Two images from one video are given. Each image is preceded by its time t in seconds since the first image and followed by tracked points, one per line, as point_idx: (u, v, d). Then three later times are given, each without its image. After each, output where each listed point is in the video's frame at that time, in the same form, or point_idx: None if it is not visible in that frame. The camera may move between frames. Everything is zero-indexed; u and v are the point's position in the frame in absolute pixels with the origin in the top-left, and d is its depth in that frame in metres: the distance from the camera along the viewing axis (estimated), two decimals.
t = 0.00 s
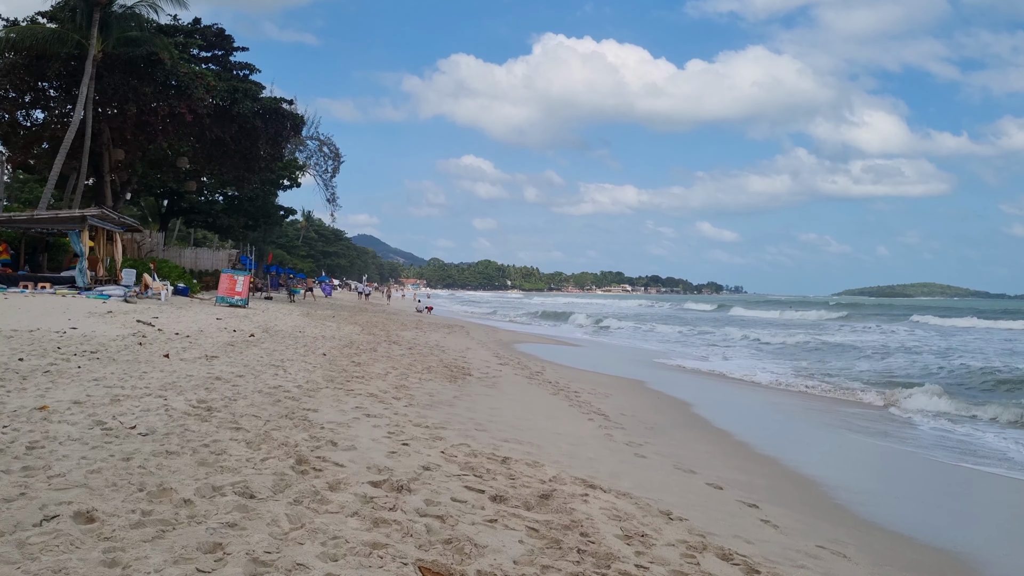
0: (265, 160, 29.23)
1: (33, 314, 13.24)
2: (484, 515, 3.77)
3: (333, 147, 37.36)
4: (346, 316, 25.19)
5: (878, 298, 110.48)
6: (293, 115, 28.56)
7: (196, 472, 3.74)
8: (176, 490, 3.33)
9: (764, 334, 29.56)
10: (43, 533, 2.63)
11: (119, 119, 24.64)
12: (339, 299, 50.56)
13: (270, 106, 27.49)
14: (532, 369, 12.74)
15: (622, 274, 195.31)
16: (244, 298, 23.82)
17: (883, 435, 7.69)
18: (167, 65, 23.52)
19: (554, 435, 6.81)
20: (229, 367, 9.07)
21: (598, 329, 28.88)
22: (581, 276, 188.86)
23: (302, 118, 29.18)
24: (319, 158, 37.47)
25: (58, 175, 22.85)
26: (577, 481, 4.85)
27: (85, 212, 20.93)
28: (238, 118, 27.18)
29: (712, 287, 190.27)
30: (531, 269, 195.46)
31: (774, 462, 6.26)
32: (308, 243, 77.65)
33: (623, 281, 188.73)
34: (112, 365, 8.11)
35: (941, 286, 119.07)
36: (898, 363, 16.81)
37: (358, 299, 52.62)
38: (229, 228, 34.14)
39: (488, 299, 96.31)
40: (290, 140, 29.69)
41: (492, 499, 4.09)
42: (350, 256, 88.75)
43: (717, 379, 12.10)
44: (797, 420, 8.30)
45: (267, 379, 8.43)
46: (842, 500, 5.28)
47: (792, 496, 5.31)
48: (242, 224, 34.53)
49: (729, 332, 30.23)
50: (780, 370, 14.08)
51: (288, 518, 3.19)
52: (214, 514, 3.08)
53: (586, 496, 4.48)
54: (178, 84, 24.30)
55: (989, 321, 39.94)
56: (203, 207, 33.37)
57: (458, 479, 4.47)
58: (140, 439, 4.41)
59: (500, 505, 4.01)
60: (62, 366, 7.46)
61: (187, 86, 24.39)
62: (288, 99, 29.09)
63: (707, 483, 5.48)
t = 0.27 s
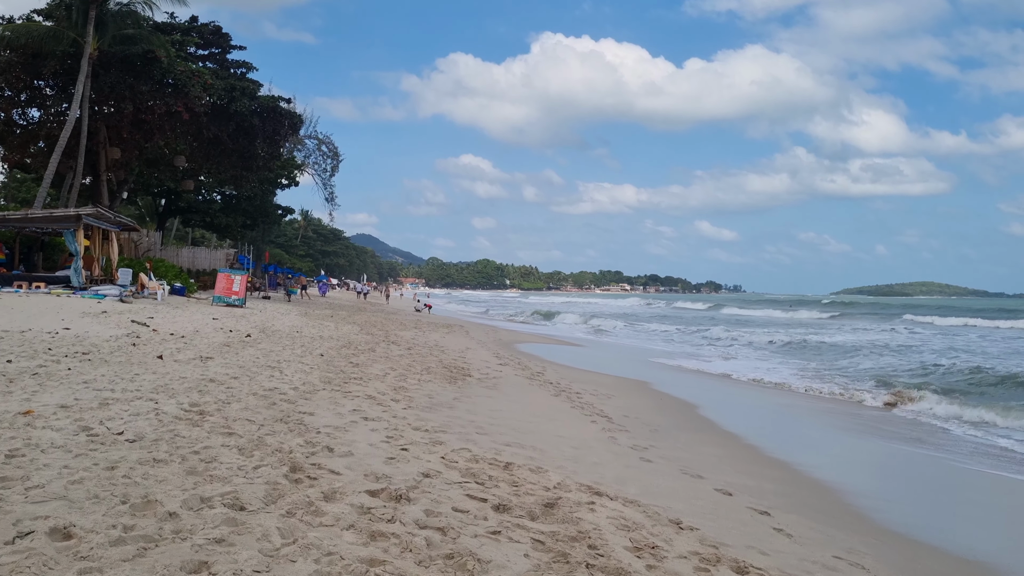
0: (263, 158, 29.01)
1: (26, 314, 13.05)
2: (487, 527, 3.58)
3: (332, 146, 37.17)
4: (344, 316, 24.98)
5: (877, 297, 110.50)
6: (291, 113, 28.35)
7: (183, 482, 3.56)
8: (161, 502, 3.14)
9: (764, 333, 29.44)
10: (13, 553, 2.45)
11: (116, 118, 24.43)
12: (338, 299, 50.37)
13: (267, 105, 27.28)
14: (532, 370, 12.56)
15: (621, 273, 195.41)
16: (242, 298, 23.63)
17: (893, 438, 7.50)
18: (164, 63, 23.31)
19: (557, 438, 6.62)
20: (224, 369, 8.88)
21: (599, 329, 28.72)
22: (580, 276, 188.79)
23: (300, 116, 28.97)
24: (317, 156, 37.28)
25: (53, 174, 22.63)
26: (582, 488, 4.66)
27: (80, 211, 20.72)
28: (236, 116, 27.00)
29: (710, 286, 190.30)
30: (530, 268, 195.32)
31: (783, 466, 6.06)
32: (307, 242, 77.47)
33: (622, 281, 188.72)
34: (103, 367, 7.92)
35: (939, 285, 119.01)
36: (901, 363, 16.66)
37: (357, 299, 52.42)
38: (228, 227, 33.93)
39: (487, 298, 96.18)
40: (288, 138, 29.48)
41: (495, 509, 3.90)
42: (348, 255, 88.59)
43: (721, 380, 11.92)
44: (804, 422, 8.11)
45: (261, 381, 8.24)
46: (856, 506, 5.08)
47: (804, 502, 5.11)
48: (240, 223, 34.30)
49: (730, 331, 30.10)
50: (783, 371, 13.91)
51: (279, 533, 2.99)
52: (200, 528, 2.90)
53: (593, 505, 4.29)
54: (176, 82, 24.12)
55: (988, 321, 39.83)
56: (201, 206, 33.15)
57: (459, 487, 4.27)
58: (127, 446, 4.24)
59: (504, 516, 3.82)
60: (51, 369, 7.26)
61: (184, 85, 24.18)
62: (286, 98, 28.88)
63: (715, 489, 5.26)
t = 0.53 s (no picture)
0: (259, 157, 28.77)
1: (18, 317, 12.86)
2: (486, 547, 3.42)
3: (329, 145, 36.95)
4: (342, 316, 24.78)
5: (875, 295, 110.43)
6: (288, 112, 28.11)
7: (167, 502, 3.39)
8: (141, 527, 2.99)
9: (765, 333, 29.31)
10: None
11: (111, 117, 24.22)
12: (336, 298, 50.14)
13: (264, 104, 27.04)
14: (532, 372, 12.39)
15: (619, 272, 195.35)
16: (238, 299, 23.42)
17: (902, 444, 7.30)
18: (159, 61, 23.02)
19: (558, 445, 6.46)
20: (217, 374, 8.70)
21: (598, 329, 28.52)
22: (578, 274, 188.69)
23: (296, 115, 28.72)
24: (315, 156, 37.07)
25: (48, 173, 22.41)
26: (585, 501, 4.47)
27: (74, 211, 20.52)
28: (232, 115, 26.74)
29: (709, 285, 190.24)
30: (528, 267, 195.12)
31: (792, 475, 5.84)
32: (305, 242, 77.23)
33: (620, 279, 188.60)
34: (93, 373, 7.74)
35: (937, 283, 119.02)
36: (903, 363, 16.51)
37: (355, 298, 52.22)
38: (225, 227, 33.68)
39: (485, 297, 95.99)
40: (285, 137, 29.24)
41: (495, 527, 3.73)
42: (346, 255, 88.39)
43: (723, 383, 11.75)
44: (809, 427, 7.91)
45: (256, 386, 8.06)
46: (869, 520, 4.87)
47: (815, 515, 4.89)
48: (237, 222, 34.07)
49: (730, 331, 29.98)
50: (785, 373, 13.74)
51: (266, 558, 2.83)
52: (183, 555, 2.74)
53: (597, 520, 4.12)
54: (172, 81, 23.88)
55: (987, 319, 39.71)
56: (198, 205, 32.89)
57: (458, 503, 4.10)
58: (111, 461, 4.08)
59: (505, 534, 3.66)
60: (38, 376, 7.07)
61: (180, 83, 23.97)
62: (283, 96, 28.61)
63: (722, 500, 5.03)
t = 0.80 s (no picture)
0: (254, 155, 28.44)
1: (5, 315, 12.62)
2: (476, 555, 3.23)
3: (326, 143, 36.72)
4: (336, 315, 24.55)
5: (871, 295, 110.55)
6: (282, 109, 27.82)
7: (137, 508, 3.22)
8: (105, 536, 2.82)
9: (763, 332, 29.18)
10: None
11: (104, 114, 23.94)
12: (332, 297, 49.84)
13: (258, 101, 26.69)
14: (528, 372, 12.19)
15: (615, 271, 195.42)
16: (231, 297, 23.20)
17: (903, 445, 7.13)
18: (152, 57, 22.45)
19: (554, 446, 6.28)
20: (205, 374, 8.50)
21: (595, 328, 28.37)
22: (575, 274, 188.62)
23: (291, 112, 28.42)
24: (311, 154, 36.84)
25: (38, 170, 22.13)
26: (581, 504, 4.29)
27: (65, 208, 20.25)
28: (226, 112, 26.29)
29: (705, 284, 190.32)
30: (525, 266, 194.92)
31: (792, 477, 5.66)
32: (300, 241, 76.92)
33: (617, 279, 188.51)
34: (76, 372, 7.53)
35: (933, 283, 119.19)
36: (903, 363, 16.37)
37: (351, 297, 51.97)
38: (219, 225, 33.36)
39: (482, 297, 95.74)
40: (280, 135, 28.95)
41: (486, 533, 3.55)
42: (342, 254, 88.05)
43: (722, 382, 11.58)
44: (809, 427, 7.76)
45: (244, 386, 7.86)
46: (874, 525, 4.67)
47: (818, 519, 4.70)
48: (232, 220, 33.75)
49: (727, 330, 29.83)
50: (784, 373, 13.59)
51: (238, 568, 2.65)
52: (148, 566, 2.56)
53: (593, 524, 3.94)
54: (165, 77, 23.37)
55: (984, 319, 39.65)
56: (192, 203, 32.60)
57: (448, 507, 3.92)
58: (83, 464, 3.90)
59: (497, 540, 3.47)
60: (19, 375, 6.87)
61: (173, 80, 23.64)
62: (277, 93, 28.28)
63: (721, 503, 4.81)
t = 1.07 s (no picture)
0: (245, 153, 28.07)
1: None
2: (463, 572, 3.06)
3: (318, 142, 36.44)
4: (328, 315, 24.32)
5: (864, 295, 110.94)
6: (274, 107, 27.50)
7: (101, 524, 3.03)
8: (62, 557, 2.62)
9: (757, 332, 29.13)
10: None
11: (93, 112, 23.60)
12: (325, 297, 49.51)
13: (250, 99, 26.32)
14: (521, 373, 12.03)
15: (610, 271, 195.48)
16: (221, 297, 22.94)
17: (904, 449, 6.98)
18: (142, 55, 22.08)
19: (546, 451, 6.12)
20: (189, 377, 8.30)
21: (589, 327, 28.22)
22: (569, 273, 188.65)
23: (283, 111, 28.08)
24: (304, 154, 36.59)
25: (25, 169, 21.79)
26: (574, 514, 4.12)
27: (51, 207, 19.95)
28: (217, 111, 25.97)
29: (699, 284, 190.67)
30: (519, 266, 194.81)
31: (791, 484, 5.49)
32: (294, 240, 76.55)
33: (611, 278, 188.61)
34: (54, 376, 7.32)
35: (925, 282, 119.66)
36: (898, 363, 16.29)
37: (344, 297, 51.66)
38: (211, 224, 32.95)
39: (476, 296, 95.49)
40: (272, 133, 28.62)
41: (473, 548, 3.38)
42: (336, 253, 87.69)
43: (718, 384, 11.44)
44: (807, 431, 7.60)
45: (229, 389, 7.66)
46: (878, 533, 4.49)
47: (820, 527, 4.52)
48: (224, 220, 33.39)
49: (722, 330, 29.75)
50: (780, 374, 13.47)
51: None
52: None
53: (586, 536, 3.77)
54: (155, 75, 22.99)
55: (977, 319, 39.70)
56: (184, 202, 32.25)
57: (434, 519, 3.75)
58: (50, 476, 3.71)
59: (485, 555, 3.30)
60: None
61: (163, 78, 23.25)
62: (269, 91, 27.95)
63: (719, 511, 4.62)
